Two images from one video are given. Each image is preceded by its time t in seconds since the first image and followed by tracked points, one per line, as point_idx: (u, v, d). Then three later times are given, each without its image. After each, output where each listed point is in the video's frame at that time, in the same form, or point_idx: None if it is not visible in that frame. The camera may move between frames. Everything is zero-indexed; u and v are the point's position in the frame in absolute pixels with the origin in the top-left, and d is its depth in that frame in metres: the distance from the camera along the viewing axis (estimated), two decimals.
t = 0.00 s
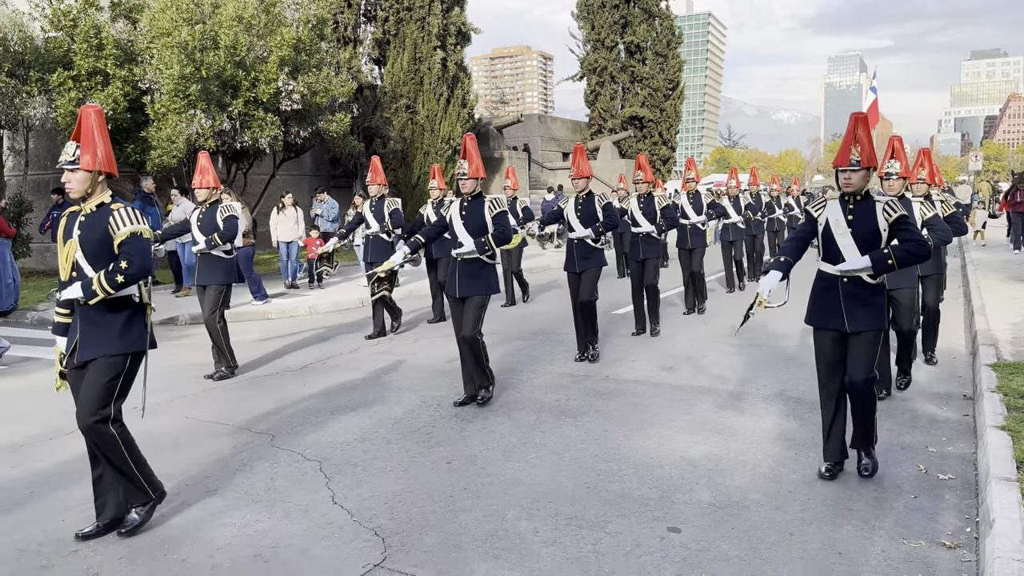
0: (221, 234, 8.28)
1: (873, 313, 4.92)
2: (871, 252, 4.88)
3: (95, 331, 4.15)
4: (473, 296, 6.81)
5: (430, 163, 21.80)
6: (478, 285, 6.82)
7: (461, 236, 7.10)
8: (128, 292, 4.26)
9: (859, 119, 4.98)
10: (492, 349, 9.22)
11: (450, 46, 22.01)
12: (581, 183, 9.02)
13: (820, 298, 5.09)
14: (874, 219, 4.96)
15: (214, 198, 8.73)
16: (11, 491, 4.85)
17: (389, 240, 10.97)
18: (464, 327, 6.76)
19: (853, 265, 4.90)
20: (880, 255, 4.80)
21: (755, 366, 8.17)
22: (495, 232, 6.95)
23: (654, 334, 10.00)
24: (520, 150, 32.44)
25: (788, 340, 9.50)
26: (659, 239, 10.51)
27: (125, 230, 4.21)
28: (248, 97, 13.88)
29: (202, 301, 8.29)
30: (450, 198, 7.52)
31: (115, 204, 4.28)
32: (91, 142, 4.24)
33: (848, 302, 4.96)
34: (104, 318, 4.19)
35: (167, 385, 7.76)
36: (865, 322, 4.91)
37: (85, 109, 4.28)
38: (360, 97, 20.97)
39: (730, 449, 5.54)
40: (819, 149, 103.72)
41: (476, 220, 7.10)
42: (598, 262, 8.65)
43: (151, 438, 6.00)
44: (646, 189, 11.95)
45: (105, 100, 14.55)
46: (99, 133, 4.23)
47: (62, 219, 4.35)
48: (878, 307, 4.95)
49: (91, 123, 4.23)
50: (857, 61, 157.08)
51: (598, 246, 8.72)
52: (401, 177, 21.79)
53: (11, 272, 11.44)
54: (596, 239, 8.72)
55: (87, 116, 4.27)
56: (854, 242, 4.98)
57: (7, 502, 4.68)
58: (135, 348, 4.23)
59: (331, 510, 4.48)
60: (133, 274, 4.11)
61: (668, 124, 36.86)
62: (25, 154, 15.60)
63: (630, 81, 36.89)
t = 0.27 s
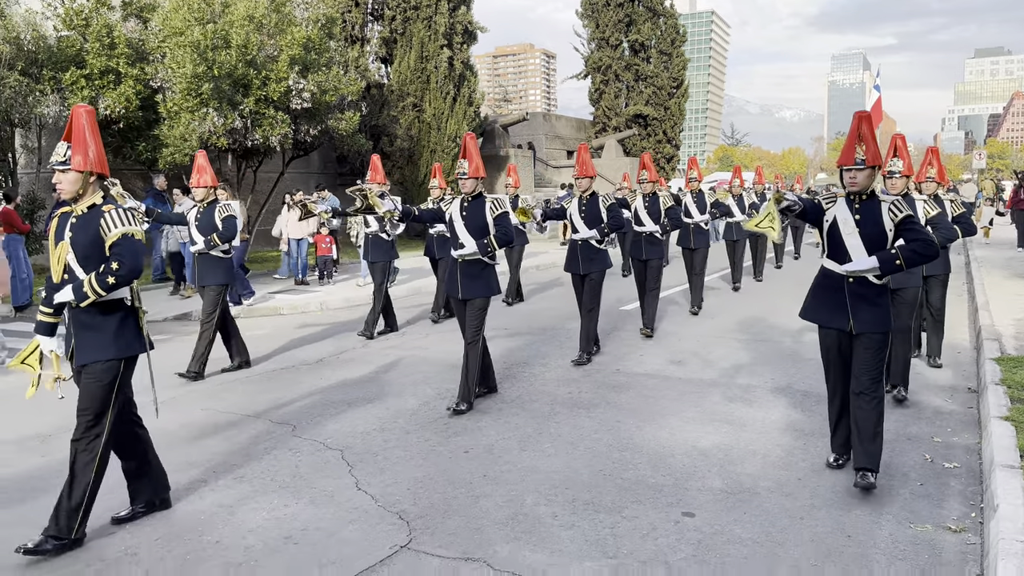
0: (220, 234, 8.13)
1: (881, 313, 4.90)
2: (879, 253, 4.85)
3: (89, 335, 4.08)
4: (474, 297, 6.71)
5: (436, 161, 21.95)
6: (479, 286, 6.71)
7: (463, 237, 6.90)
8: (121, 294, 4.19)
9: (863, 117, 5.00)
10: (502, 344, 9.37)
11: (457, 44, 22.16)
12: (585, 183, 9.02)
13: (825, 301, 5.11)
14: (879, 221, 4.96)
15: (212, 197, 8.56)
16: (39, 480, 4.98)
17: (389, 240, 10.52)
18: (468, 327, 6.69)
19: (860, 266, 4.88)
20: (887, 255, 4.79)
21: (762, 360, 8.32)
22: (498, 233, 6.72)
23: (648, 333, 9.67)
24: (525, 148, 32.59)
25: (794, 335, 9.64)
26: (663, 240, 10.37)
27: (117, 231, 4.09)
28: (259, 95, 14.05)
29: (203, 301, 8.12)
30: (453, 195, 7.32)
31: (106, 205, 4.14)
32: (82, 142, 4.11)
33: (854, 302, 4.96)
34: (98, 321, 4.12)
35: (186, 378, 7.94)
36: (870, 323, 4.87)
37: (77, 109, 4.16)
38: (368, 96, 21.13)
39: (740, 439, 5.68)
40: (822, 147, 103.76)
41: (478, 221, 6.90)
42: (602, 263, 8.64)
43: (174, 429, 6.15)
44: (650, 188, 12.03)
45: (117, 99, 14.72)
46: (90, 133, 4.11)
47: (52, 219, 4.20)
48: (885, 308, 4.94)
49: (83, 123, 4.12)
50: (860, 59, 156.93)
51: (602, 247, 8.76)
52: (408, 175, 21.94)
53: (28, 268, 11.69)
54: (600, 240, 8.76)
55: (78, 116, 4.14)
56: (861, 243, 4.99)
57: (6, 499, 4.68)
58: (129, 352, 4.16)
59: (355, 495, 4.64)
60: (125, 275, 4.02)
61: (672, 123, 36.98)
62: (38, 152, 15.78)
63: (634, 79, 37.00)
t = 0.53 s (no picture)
0: (218, 233, 8.00)
1: (895, 314, 4.90)
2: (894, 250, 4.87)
3: (86, 333, 4.06)
4: (478, 295, 6.72)
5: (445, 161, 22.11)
6: (484, 284, 6.73)
7: (467, 234, 6.95)
8: (117, 291, 4.17)
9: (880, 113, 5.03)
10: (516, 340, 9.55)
11: (466, 45, 22.33)
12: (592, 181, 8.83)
13: (839, 300, 5.06)
14: (894, 218, 4.96)
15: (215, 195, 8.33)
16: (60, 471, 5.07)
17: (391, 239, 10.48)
18: (457, 322, 6.75)
19: (875, 264, 4.89)
20: (903, 254, 4.79)
21: (772, 356, 8.48)
22: (501, 231, 6.83)
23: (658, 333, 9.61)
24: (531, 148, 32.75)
25: (803, 332, 9.79)
26: (669, 239, 10.68)
27: (115, 228, 4.12)
28: (272, 96, 14.23)
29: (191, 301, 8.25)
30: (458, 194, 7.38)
31: (105, 202, 4.18)
32: (82, 136, 4.12)
33: (869, 303, 4.93)
34: (93, 318, 4.10)
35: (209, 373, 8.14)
36: (884, 322, 4.87)
37: (77, 103, 4.14)
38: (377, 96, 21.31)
39: (752, 432, 5.85)
40: (826, 146, 103.73)
41: (484, 219, 6.98)
42: (610, 262, 8.48)
43: (202, 421, 6.34)
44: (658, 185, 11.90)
45: (133, 100, 14.92)
46: (90, 127, 4.12)
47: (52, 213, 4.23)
48: (900, 308, 4.94)
49: (83, 117, 4.11)
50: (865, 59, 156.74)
51: (610, 245, 8.59)
52: (417, 175, 22.11)
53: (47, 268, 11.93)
54: (607, 238, 8.52)
55: (78, 109, 4.16)
56: (876, 241, 4.97)
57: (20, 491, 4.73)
58: (126, 349, 4.15)
59: (384, 483, 4.83)
60: (121, 273, 4.03)
61: (678, 122, 37.09)
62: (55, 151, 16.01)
63: (640, 79, 37.11)
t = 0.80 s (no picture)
0: (220, 235, 7.97)
1: (909, 315, 4.79)
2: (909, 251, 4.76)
3: (88, 333, 4.07)
4: (482, 299, 6.59)
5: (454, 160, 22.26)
6: (489, 285, 6.59)
7: (466, 236, 6.77)
8: (114, 291, 4.17)
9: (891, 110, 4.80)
10: (530, 337, 9.70)
11: (475, 45, 22.48)
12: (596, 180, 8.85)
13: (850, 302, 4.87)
14: (908, 217, 4.81)
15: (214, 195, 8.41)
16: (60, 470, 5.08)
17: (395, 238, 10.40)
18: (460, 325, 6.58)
19: (891, 265, 4.75)
20: (920, 253, 4.69)
21: (784, 353, 8.60)
22: (501, 232, 6.64)
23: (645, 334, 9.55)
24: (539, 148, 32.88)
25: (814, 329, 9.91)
26: (678, 238, 10.74)
27: (109, 227, 4.12)
28: (286, 96, 14.41)
29: (191, 302, 8.06)
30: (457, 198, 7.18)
31: (100, 201, 4.17)
32: (76, 135, 4.13)
33: (885, 303, 4.77)
34: (92, 319, 4.11)
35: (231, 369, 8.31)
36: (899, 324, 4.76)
37: (70, 101, 4.16)
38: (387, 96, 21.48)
39: (767, 424, 5.98)
40: (832, 146, 103.70)
41: (483, 220, 6.75)
42: (616, 262, 8.52)
43: (228, 414, 6.50)
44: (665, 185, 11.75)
45: (148, 100, 15.09)
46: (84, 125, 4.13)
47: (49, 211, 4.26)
48: (913, 309, 4.82)
49: (77, 115, 4.13)
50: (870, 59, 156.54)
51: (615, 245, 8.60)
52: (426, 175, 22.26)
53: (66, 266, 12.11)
54: (610, 239, 8.59)
55: (72, 107, 4.18)
56: (890, 242, 4.81)
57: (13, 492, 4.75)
58: (130, 349, 4.16)
59: (411, 472, 4.98)
60: (115, 272, 4.06)
61: (684, 122, 37.20)
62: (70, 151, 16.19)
63: (647, 79, 37.25)
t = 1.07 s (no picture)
0: (219, 233, 7.92)
1: (918, 314, 4.73)
2: (916, 250, 4.71)
3: (76, 334, 3.92)
4: (479, 298, 6.44)
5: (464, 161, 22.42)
6: (488, 284, 6.46)
7: (467, 234, 6.65)
8: (107, 289, 4.04)
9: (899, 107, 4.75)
10: (546, 334, 9.84)
11: (485, 47, 22.64)
12: (600, 179, 8.88)
13: (859, 302, 4.84)
14: (915, 215, 4.77)
15: (214, 193, 8.26)
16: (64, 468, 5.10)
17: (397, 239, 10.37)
18: (465, 327, 6.46)
19: (897, 263, 4.72)
20: (925, 252, 4.64)
21: (797, 349, 8.74)
22: (502, 230, 6.51)
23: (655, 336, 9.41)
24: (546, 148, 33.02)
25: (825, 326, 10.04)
26: (681, 238, 10.61)
27: (102, 223, 3.98)
28: (300, 97, 14.58)
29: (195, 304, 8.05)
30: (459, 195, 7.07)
31: (93, 198, 4.05)
32: (71, 132, 4.00)
33: (891, 302, 4.73)
34: (83, 318, 3.96)
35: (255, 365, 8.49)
36: (907, 324, 4.70)
37: (65, 98, 4.03)
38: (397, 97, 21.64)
39: (785, 418, 6.11)
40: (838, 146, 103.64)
41: (484, 217, 6.64)
42: (616, 261, 8.43)
43: (256, 408, 6.65)
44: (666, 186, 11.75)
45: (164, 101, 15.27)
46: (80, 123, 4.00)
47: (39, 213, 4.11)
48: (921, 308, 4.76)
49: (72, 113, 4.00)
50: (875, 59, 156.39)
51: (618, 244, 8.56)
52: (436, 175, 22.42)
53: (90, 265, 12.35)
54: (613, 237, 8.57)
55: (67, 106, 4.06)
56: (896, 241, 4.77)
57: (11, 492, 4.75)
58: (118, 351, 4.00)
59: (441, 462, 5.13)
60: (109, 267, 3.92)
61: (691, 123, 37.32)
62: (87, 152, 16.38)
63: (654, 80, 37.33)
